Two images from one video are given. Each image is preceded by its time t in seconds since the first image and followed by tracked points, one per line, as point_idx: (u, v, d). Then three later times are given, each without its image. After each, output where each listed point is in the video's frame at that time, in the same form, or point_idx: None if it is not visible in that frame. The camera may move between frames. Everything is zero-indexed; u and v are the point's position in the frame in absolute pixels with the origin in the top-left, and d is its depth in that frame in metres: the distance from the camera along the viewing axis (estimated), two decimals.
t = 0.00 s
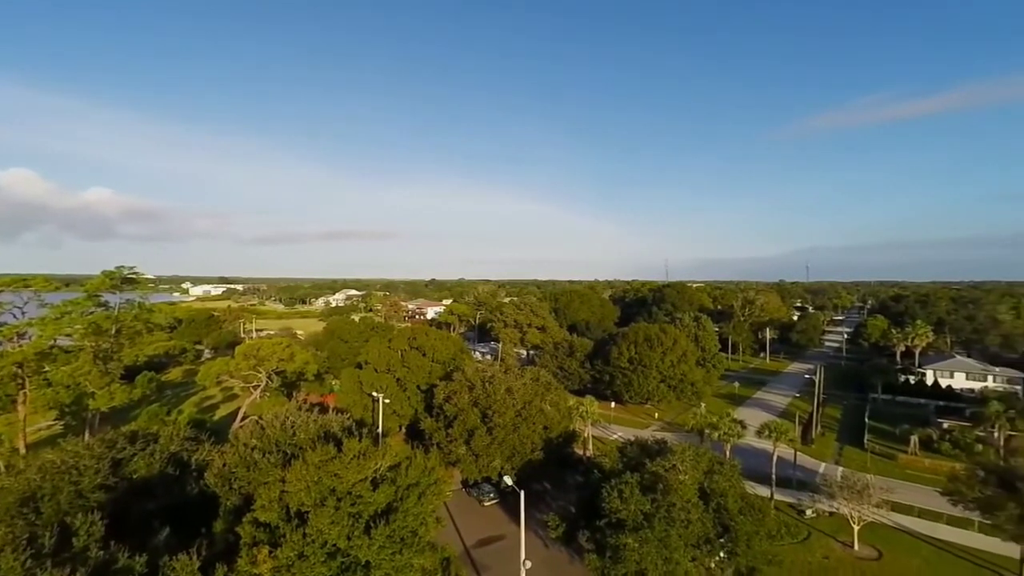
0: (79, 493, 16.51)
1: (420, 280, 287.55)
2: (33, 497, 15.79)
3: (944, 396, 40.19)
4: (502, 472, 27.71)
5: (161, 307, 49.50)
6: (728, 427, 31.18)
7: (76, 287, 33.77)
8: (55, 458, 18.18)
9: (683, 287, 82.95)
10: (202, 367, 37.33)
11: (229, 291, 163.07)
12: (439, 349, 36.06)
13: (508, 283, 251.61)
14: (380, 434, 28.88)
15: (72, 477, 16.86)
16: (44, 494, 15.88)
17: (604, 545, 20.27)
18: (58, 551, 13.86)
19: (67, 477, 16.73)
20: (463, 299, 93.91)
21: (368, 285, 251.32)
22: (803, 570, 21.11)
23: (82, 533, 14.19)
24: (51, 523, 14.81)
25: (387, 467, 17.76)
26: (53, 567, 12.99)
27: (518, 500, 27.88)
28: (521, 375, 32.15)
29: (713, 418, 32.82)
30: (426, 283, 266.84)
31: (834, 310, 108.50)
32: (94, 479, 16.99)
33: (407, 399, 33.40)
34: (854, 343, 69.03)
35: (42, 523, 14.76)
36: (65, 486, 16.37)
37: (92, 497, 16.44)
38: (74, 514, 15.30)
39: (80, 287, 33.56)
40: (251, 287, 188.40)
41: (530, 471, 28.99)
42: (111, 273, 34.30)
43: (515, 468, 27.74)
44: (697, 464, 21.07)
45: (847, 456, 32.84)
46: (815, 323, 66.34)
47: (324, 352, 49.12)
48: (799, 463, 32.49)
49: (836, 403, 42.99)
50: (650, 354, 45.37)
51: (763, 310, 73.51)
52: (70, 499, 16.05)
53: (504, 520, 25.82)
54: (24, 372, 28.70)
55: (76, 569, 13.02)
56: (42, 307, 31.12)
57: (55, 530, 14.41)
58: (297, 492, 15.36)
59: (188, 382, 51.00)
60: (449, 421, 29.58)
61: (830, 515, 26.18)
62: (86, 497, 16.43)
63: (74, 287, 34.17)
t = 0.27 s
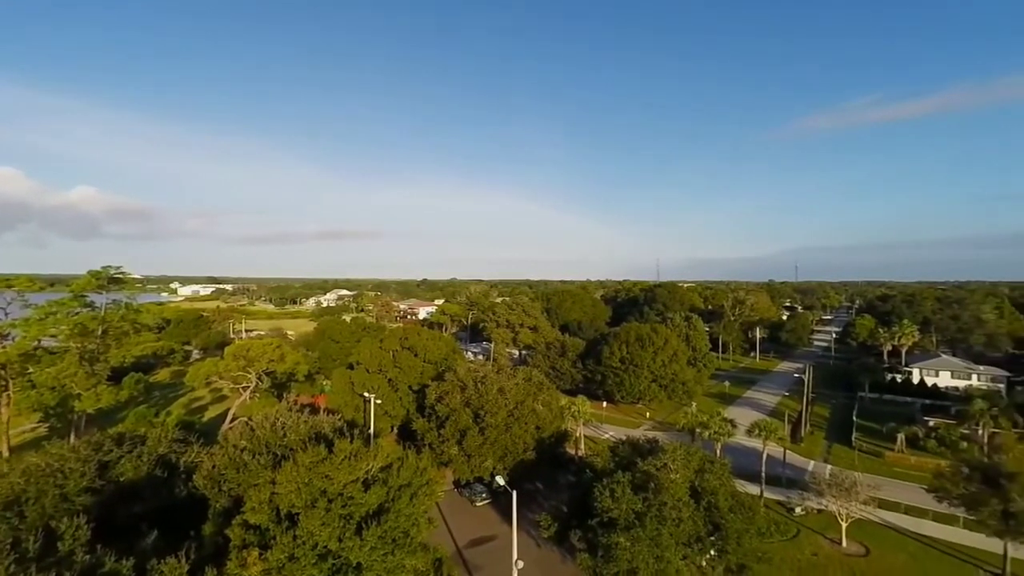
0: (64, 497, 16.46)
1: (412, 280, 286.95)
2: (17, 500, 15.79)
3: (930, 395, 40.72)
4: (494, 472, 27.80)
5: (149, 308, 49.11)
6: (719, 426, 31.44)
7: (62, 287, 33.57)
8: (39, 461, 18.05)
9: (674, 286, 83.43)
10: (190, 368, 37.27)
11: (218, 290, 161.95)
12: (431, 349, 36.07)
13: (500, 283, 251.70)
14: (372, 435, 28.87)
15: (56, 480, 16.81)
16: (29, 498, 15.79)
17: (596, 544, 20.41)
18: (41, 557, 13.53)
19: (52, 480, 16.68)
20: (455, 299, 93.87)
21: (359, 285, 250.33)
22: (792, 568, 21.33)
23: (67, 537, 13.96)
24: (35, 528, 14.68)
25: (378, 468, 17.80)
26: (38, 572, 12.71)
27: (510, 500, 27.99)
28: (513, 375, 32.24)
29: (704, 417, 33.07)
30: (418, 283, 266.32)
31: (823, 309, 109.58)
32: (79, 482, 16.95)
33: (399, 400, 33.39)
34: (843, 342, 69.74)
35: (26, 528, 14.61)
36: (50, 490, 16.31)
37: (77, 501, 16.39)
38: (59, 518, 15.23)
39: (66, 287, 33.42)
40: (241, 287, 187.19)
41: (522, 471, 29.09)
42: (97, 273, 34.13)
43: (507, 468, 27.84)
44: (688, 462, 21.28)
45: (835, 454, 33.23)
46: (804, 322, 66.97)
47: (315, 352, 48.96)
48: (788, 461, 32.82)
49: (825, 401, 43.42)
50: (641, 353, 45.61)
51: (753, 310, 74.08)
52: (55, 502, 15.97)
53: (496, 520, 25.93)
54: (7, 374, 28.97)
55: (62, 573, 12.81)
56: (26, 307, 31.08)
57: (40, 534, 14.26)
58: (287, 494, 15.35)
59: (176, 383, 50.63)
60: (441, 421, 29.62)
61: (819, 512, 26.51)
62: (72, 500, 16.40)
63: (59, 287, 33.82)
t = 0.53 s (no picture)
0: (49, 500, 16.47)
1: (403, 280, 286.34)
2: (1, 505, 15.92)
3: (917, 394, 41.20)
4: (486, 472, 27.87)
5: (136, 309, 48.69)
6: (709, 424, 31.68)
7: (46, 288, 33.39)
8: (23, 464, 17.92)
9: (665, 287, 83.88)
10: (179, 369, 36.93)
11: (208, 291, 160.79)
12: (422, 350, 36.06)
13: (491, 283, 251.80)
14: (363, 436, 28.84)
15: (41, 483, 16.81)
16: (12, 503, 15.73)
17: (588, 543, 20.53)
18: (26, 562, 13.32)
19: (36, 484, 16.68)
20: (447, 299, 93.85)
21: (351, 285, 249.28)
22: (781, 565, 21.56)
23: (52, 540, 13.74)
24: (20, 532, 14.66)
25: (369, 469, 17.82)
26: None
27: (502, 499, 28.08)
28: (505, 375, 32.31)
29: (694, 416, 33.30)
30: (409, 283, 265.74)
31: (811, 308, 110.62)
32: (64, 486, 16.96)
33: (390, 400, 33.37)
34: (831, 341, 70.41)
35: (10, 533, 14.57)
36: (34, 493, 16.29)
37: (62, 505, 16.38)
38: (43, 523, 15.11)
39: (50, 288, 33.04)
40: (230, 287, 186.46)
41: (514, 471, 29.17)
42: (82, 273, 33.59)
43: (499, 468, 27.93)
44: (679, 461, 21.48)
45: (824, 451, 33.60)
46: (794, 322, 67.55)
47: (306, 353, 48.77)
48: (777, 459, 33.14)
49: (814, 400, 43.82)
50: (632, 353, 45.84)
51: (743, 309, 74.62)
52: (39, 506, 15.92)
53: (488, 520, 26.04)
54: None
55: None
56: (10, 308, 31.51)
57: (25, 539, 14.05)
58: (277, 496, 15.36)
59: (164, 385, 50.23)
60: (433, 421, 29.65)
61: (807, 509, 26.83)
62: (57, 504, 16.39)
63: (44, 288, 33.68)
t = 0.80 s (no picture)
0: (32, 504, 16.30)
1: (394, 280, 285.57)
2: None
3: (903, 392, 41.79)
4: (478, 472, 27.93)
5: (123, 309, 48.27)
6: (699, 424, 31.90)
7: (30, 288, 33.15)
8: (6, 467, 17.76)
9: (656, 287, 84.39)
10: (166, 371, 36.62)
11: (196, 291, 159.45)
12: (413, 350, 36.05)
13: (483, 283, 251.78)
14: (354, 437, 28.80)
15: (25, 486, 16.66)
16: None
17: (579, 542, 20.66)
18: (7, 566, 13.01)
19: (19, 487, 16.52)
20: (438, 300, 93.77)
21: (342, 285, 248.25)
22: (769, 563, 21.82)
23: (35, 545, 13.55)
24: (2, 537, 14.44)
25: (360, 470, 17.82)
26: None
27: (493, 500, 28.18)
28: (497, 375, 32.40)
29: (685, 415, 33.54)
30: (400, 283, 265.01)
31: (800, 308, 111.74)
32: (48, 489, 16.84)
33: (381, 401, 33.34)
34: (819, 340, 71.17)
35: None
36: (18, 497, 16.17)
37: (45, 509, 16.23)
38: (26, 527, 14.91)
39: (34, 288, 32.92)
40: (219, 287, 185.20)
41: (505, 471, 29.28)
42: (67, 273, 33.43)
43: (491, 468, 28.00)
44: (670, 460, 21.65)
45: (812, 450, 33.98)
46: (782, 321, 68.19)
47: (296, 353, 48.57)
48: (766, 458, 33.47)
49: (802, 399, 44.27)
50: (623, 353, 46.07)
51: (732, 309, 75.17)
52: (23, 510, 15.83)
53: (479, 520, 26.13)
54: None
55: None
56: None
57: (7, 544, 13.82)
58: (267, 498, 15.34)
59: (151, 386, 49.82)
60: (424, 422, 29.67)
61: (795, 507, 27.14)
62: (40, 508, 16.23)
63: (28, 288, 33.44)
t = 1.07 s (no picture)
0: (16, 508, 16.25)
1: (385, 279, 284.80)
2: None
3: (890, 391, 42.31)
4: (469, 472, 28.01)
5: (109, 310, 47.85)
6: (690, 423, 32.13)
7: (14, 288, 32.87)
8: None
9: (647, 287, 84.83)
10: (154, 372, 36.41)
11: (185, 291, 158.23)
12: (405, 350, 36.03)
13: (474, 283, 251.71)
14: (345, 438, 28.78)
15: (8, 490, 16.55)
16: None
17: (571, 542, 20.78)
18: None
19: (2, 491, 16.42)
20: (430, 300, 93.69)
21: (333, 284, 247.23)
22: (759, 561, 22.02)
23: (19, 550, 13.48)
24: None
25: (351, 471, 17.80)
26: None
27: (485, 500, 28.27)
28: (489, 375, 32.49)
29: (675, 415, 33.76)
30: (392, 283, 264.29)
31: (789, 308, 112.73)
32: (32, 493, 16.75)
33: (372, 401, 33.32)
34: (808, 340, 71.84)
35: None
36: (1, 501, 16.08)
37: (29, 513, 16.19)
38: (10, 532, 14.93)
39: (18, 288, 32.71)
40: (209, 287, 184.01)
41: (497, 471, 29.37)
42: (51, 273, 33.15)
43: (482, 469, 28.08)
44: (660, 460, 21.83)
45: (800, 448, 34.32)
46: (772, 321, 68.79)
47: (287, 354, 48.36)
48: (756, 456, 33.77)
49: (791, 398, 44.69)
50: (615, 353, 46.29)
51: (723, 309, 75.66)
52: (7, 515, 15.75)
53: (471, 521, 26.22)
54: None
55: None
56: None
57: None
58: (256, 501, 15.37)
59: (138, 387, 49.41)
60: (415, 422, 29.71)
61: (784, 505, 27.44)
62: (23, 512, 16.16)
63: (12, 289, 33.15)
